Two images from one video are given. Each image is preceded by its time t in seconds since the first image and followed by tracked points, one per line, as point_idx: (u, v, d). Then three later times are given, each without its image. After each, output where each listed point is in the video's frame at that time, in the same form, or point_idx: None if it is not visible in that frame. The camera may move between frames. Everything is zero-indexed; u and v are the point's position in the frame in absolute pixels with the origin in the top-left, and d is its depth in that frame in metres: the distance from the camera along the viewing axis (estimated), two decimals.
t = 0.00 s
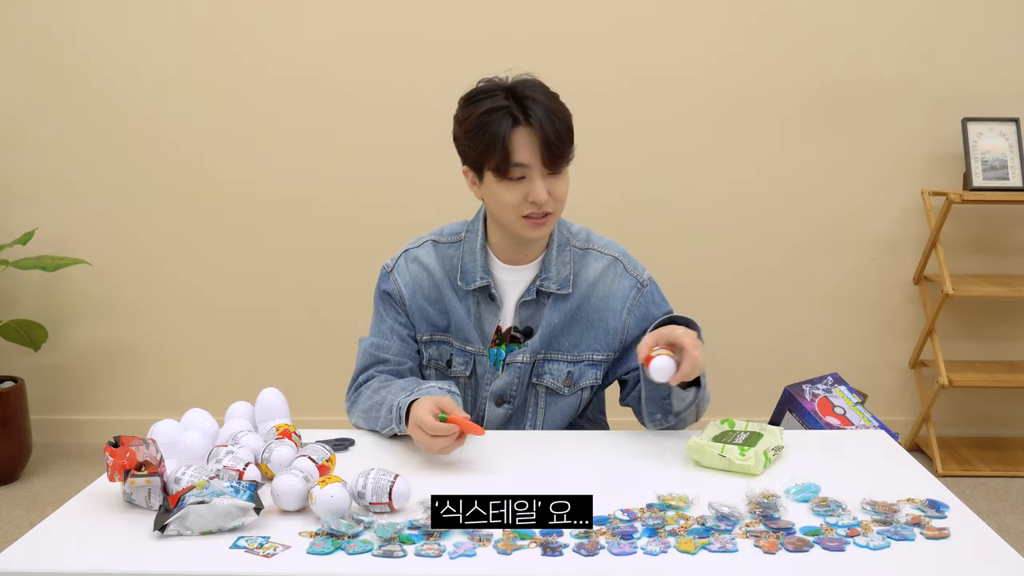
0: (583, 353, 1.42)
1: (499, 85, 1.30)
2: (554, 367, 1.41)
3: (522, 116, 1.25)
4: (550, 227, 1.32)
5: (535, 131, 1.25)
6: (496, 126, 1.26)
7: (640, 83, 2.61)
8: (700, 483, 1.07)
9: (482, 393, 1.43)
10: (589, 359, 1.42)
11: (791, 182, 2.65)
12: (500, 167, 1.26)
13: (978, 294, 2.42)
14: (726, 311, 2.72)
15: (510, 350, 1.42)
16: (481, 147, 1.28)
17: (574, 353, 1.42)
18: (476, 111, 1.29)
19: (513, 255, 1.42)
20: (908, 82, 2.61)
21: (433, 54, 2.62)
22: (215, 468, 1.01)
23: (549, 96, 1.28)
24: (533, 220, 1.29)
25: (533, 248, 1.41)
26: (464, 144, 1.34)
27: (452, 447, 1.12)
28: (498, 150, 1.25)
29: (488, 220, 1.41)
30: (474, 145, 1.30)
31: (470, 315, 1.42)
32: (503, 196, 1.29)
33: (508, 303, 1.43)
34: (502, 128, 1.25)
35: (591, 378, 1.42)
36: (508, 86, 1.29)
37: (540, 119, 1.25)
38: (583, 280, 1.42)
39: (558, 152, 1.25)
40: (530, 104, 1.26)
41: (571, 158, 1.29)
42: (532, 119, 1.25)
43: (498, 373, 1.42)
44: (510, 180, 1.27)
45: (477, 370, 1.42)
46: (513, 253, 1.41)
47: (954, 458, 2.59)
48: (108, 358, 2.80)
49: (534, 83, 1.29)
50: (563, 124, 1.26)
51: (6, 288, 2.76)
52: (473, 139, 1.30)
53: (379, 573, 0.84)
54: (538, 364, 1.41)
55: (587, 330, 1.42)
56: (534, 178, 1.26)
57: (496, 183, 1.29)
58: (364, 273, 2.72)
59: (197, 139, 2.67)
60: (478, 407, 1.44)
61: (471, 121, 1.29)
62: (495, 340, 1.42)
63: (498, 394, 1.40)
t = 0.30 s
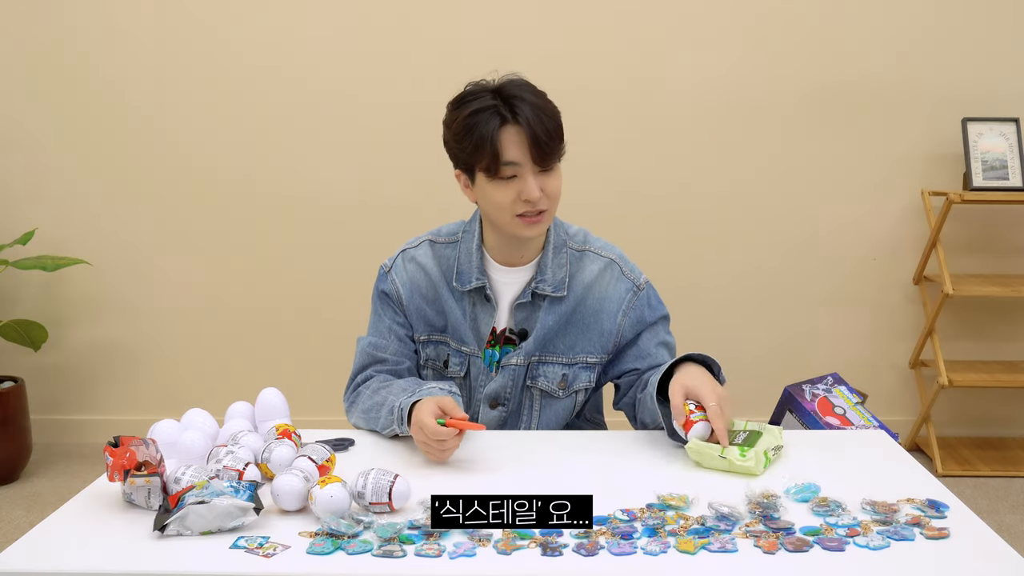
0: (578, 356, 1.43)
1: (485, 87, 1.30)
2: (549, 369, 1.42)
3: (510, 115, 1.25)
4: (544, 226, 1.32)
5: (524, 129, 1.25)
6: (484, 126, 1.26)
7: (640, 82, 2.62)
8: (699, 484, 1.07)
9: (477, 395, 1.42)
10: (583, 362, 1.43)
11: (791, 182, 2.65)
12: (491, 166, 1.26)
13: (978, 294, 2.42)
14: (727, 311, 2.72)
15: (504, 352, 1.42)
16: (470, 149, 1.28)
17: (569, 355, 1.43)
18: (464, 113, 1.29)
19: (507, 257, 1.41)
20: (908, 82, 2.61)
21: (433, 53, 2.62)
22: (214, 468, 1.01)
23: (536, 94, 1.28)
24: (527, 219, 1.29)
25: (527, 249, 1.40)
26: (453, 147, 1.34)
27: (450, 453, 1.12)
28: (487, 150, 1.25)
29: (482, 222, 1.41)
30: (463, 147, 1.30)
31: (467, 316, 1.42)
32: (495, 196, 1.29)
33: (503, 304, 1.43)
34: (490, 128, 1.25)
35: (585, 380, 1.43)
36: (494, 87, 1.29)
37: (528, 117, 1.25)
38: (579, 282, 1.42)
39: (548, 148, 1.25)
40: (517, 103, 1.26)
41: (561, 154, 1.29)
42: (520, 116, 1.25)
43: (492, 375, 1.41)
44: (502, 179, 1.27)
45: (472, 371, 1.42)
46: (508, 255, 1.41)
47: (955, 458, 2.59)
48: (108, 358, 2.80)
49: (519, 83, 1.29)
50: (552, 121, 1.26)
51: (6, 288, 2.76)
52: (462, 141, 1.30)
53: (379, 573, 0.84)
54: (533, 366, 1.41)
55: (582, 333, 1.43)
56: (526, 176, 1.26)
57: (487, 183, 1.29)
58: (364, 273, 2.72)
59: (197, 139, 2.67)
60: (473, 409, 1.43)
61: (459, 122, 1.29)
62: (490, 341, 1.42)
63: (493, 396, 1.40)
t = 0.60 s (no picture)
0: (578, 354, 1.43)
1: (483, 88, 1.30)
2: (550, 368, 1.42)
3: (508, 116, 1.25)
4: (543, 227, 1.32)
5: (522, 131, 1.25)
6: (483, 127, 1.26)
7: (640, 82, 2.62)
8: (701, 484, 1.07)
9: (477, 395, 1.43)
10: (584, 360, 1.43)
11: (791, 182, 2.65)
12: (490, 168, 1.26)
13: (978, 294, 2.42)
14: (726, 311, 2.72)
15: (504, 352, 1.42)
16: (469, 150, 1.28)
17: (570, 354, 1.42)
18: (462, 114, 1.29)
19: (506, 257, 1.41)
20: (908, 82, 2.61)
21: (433, 54, 2.62)
22: (214, 468, 1.01)
23: (535, 95, 1.28)
24: (526, 220, 1.29)
25: (526, 250, 1.40)
26: (452, 148, 1.34)
27: (451, 452, 1.12)
28: (486, 151, 1.25)
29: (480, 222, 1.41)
30: (461, 148, 1.30)
31: (466, 316, 1.42)
32: (494, 197, 1.29)
33: (503, 304, 1.43)
34: (489, 129, 1.25)
35: (587, 379, 1.43)
36: (492, 88, 1.29)
37: (527, 118, 1.25)
38: (578, 281, 1.43)
39: (547, 149, 1.25)
40: (516, 104, 1.26)
41: (560, 155, 1.29)
42: (519, 118, 1.25)
43: (493, 375, 1.42)
44: (500, 180, 1.27)
45: (472, 371, 1.42)
46: (507, 256, 1.41)
47: (954, 458, 2.59)
48: (108, 358, 2.80)
49: (518, 84, 1.29)
50: (550, 122, 1.26)
51: (6, 288, 2.76)
52: (460, 142, 1.30)
53: (379, 572, 0.84)
54: (534, 366, 1.41)
55: (582, 331, 1.43)
56: (524, 177, 1.26)
57: (486, 184, 1.29)
58: (364, 273, 2.73)
59: (197, 139, 2.67)
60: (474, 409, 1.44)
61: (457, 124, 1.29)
62: (489, 341, 1.42)
63: (494, 396, 1.40)
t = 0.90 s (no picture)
0: (573, 351, 1.42)
1: (488, 85, 1.30)
2: (546, 365, 1.42)
3: (513, 113, 1.25)
4: (545, 225, 1.32)
5: (527, 127, 1.25)
6: (487, 124, 1.26)
7: (640, 82, 2.62)
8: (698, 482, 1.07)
9: (477, 394, 1.43)
10: (578, 357, 1.42)
11: (791, 182, 2.65)
12: (493, 164, 1.26)
13: (978, 294, 2.42)
14: (726, 311, 2.72)
15: (503, 351, 1.42)
16: (473, 145, 1.28)
17: (565, 351, 1.42)
18: (467, 110, 1.29)
19: (506, 256, 1.41)
20: (908, 82, 2.61)
21: (433, 53, 2.62)
22: (214, 468, 1.01)
23: (540, 93, 1.28)
24: (528, 217, 1.29)
25: (526, 249, 1.40)
26: (455, 144, 1.34)
27: (450, 455, 1.12)
28: (491, 147, 1.25)
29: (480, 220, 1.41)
30: (465, 144, 1.30)
31: (466, 315, 1.42)
32: (497, 193, 1.29)
33: (502, 303, 1.43)
34: (494, 126, 1.25)
35: (581, 375, 1.43)
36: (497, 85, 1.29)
37: (532, 115, 1.25)
38: (575, 278, 1.43)
39: (551, 147, 1.26)
40: (521, 101, 1.26)
41: (564, 153, 1.29)
42: (524, 115, 1.25)
43: (492, 374, 1.42)
44: (504, 177, 1.27)
45: (472, 370, 1.42)
46: (508, 255, 1.41)
47: (954, 458, 2.59)
48: (108, 358, 2.80)
49: (523, 82, 1.30)
50: (555, 120, 1.27)
51: (6, 288, 2.76)
52: (463, 139, 1.30)
53: (379, 572, 0.84)
54: (529, 364, 1.41)
55: (578, 328, 1.42)
56: (528, 174, 1.27)
57: (489, 181, 1.29)
58: (363, 273, 2.73)
59: (197, 140, 2.67)
60: (473, 408, 1.44)
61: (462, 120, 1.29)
62: (489, 340, 1.42)
63: (492, 395, 1.40)
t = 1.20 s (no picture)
0: (574, 355, 1.42)
1: (502, 91, 1.31)
2: (547, 369, 1.42)
3: (527, 119, 1.26)
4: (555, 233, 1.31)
5: (541, 133, 1.25)
6: (501, 129, 1.26)
7: (640, 82, 2.61)
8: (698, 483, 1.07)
9: (478, 398, 1.43)
10: (579, 361, 1.42)
11: (791, 182, 2.65)
12: (506, 169, 1.26)
13: (978, 294, 2.42)
14: (726, 311, 2.72)
15: (505, 355, 1.41)
16: (485, 150, 1.28)
17: (566, 355, 1.42)
18: (480, 115, 1.30)
19: (513, 262, 1.41)
20: (908, 82, 2.61)
21: (434, 54, 2.62)
22: (215, 468, 1.01)
23: (553, 100, 1.29)
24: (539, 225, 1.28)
25: (533, 255, 1.40)
26: (467, 149, 1.34)
27: (453, 454, 1.12)
28: (504, 152, 1.25)
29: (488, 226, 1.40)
30: (478, 149, 1.30)
31: (469, 318, 1.42)
32: (508, 200, 1.29)
33: (506, 307, 1.43)
34: (507, 131, 1.25)
35: (581, 380, 1.43)
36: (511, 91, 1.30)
37: (546, 121, 1.25)
38: (579, 283, 1.43)
39: (564, 155, 1.25)
40: (535, 107, 1.26)
41: (576, 163, 1.29)
42: (538, 121, 1.25)
43: (493, 378, 1.41)
44: (516, 183, 1.27)
45: (474, 374, 1.43)
46: (517, 260, 1.40)
47: (954, 458, 2.59)
48: (108, 358, 2.80)
49: (538, 90, 1.30)
50: (569, 128, 1.27)
51: (6, 288, 2.76)
52: (476, 143, 1.30)
53: (379, 572, 0.84)
54: (531, 367, 1.41)
55: (579, 332, 1.42)
56: (540, 181, 1.26)
57: (500, 186, 1.29)
58: (364, 273, 2.73)
59: (197, 140, 2.67)
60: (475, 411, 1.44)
61: (475, 125, 1.29)
62: (492, 344, 1.42)
63: (493, 399, 1.40)
